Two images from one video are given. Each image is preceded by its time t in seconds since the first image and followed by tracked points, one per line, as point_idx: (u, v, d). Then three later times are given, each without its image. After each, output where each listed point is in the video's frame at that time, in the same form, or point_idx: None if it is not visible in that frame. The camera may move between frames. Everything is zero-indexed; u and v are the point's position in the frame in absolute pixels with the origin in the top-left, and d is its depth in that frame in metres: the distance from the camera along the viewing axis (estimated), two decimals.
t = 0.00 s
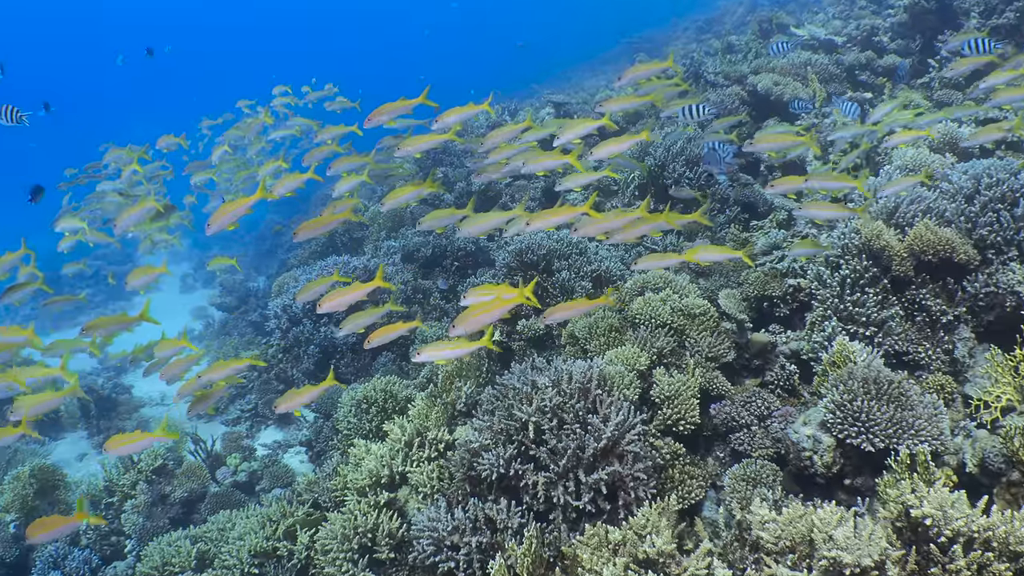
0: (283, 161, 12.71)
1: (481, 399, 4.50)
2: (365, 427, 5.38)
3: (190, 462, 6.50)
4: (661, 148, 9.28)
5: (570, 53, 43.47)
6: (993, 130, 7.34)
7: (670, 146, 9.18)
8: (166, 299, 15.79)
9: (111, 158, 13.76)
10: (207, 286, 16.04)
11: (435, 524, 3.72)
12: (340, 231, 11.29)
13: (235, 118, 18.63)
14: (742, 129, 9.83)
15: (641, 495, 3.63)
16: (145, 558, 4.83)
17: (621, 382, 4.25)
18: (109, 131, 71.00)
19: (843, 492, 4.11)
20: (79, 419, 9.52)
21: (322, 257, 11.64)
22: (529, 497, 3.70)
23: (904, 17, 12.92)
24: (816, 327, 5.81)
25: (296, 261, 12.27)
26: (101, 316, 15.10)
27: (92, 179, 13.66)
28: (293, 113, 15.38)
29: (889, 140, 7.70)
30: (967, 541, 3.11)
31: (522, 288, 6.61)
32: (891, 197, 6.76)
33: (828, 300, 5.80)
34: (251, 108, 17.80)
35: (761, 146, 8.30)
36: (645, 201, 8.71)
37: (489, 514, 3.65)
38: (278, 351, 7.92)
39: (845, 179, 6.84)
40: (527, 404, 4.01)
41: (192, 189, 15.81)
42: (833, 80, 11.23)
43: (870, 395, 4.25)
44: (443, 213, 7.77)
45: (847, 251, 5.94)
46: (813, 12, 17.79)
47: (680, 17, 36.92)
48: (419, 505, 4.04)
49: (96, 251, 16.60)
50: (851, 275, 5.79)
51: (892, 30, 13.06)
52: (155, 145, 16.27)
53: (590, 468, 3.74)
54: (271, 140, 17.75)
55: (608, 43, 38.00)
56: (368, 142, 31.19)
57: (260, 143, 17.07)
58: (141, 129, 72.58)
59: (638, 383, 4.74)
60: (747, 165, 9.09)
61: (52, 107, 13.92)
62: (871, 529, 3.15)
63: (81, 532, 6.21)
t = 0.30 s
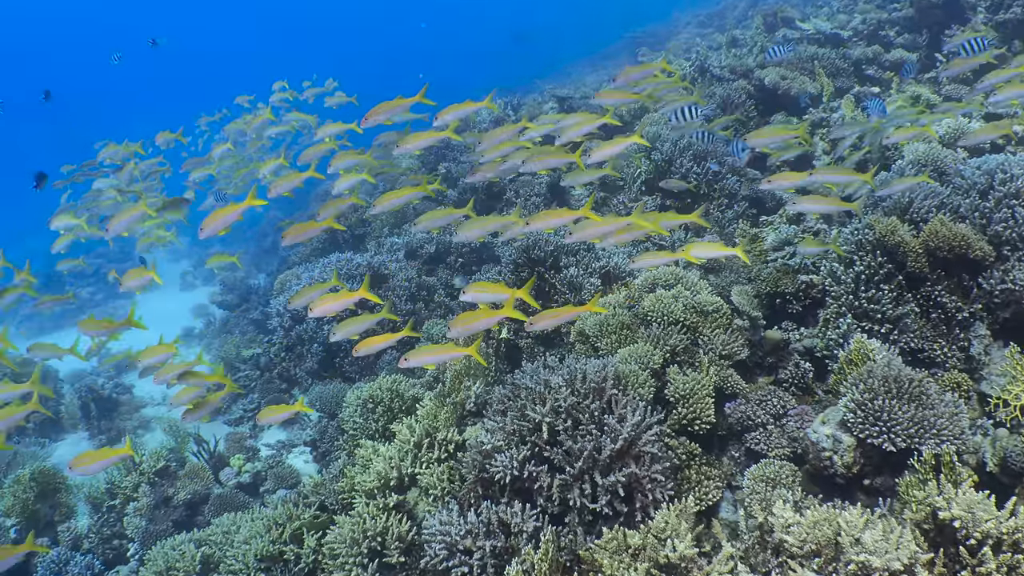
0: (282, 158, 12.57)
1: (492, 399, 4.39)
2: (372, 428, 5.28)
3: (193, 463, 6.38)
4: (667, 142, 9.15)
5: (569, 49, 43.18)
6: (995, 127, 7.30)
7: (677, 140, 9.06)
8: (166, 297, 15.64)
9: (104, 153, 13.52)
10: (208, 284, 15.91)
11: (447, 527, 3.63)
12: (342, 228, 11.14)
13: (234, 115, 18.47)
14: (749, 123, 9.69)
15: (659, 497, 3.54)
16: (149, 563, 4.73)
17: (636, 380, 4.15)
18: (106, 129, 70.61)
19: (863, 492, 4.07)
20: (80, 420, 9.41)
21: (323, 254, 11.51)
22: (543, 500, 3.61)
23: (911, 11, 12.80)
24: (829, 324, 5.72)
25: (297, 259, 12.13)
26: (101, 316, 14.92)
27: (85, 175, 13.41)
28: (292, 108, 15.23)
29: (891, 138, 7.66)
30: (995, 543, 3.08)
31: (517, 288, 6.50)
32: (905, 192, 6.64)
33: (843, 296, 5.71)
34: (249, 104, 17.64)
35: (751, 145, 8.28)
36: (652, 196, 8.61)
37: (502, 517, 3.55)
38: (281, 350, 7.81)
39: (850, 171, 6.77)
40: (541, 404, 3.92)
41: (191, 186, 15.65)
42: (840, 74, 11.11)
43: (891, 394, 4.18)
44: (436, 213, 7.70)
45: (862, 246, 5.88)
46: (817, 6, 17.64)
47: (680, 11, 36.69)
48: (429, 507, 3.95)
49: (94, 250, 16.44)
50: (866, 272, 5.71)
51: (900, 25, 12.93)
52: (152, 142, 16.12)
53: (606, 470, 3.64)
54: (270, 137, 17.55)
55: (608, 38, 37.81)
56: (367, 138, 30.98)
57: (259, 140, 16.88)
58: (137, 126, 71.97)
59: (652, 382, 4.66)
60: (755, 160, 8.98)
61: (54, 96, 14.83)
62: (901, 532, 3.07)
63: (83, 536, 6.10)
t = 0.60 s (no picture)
0: (281, 154, 12.40)
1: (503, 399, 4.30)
2: (378, 427, 5.18)
3: (196, 463, 6.27)
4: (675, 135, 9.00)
5: (570, 43, 42.91)
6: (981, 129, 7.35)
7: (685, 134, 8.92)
8: (166, 294, 15.49)
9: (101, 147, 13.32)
10: (208, 281, 15.78)
11: (461, 531, 3.55)
12: (344, 224, 10.98)
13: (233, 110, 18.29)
14: (756, 116, 9.56)
15: (678, 499, 3.47)
16: (152, 568, 4.63)
17: (652, 379, 4.05)
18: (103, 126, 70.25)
19: (882, 492, 4.02)
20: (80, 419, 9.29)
21: (325, 251, 11.37)
22: (559, 502, 3.53)
23: (917, 5, 12.67)
24: (844, 320, 5.62)
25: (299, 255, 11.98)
26: (100, 313, 14.76)
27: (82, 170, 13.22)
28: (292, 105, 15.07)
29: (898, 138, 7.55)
30: None
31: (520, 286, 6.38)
32: (916, 186, 6.52)
33: (858, 292, 5.62)
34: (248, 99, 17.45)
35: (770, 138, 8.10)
36: (659, 190, 8.49)
37: (517, 520, 3.47)
38: (283, 347, 7.70)
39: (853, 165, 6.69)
40: (555, 404, 3.81)
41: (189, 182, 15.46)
42: (848, 67, 10.98)
43: (913, 392, 4.09)
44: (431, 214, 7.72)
45: (875, 242, 5.73)
46: None
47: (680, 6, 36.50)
48: (441, 510, 3.86)
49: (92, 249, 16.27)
50: (881, 267, 5.59)
51: (907, 18, 12.80)
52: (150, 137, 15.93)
53: (623, 471, 3.56)
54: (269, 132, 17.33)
55: (608, 33, 37.58)
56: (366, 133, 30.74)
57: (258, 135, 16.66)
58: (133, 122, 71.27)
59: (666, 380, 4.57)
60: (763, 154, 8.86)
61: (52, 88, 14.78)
62: (931, 534, 3.01)
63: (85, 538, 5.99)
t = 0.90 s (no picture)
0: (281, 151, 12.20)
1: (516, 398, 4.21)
2: (386, 428, 5.08)
3: (199, 464, 6.15)
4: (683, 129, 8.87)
5: (570, 38, 42.63)
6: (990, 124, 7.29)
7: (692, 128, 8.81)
8: (166, 291, 15.36)
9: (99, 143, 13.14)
10: (208, 278, 15.61)
11: (475, 535, 3.45)
12: (346, 220, 10.82)
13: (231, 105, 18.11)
14: (764, 111, 9.41)
15: (698, 501, 3.39)
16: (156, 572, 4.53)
17: (668, 379, 3.95)
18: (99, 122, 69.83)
19: (903, 491, 3.94)
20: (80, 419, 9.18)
21: (327, 247, 11.24)
22: (575, 505, 3.45)
23: None
24: (859, 317, 5.52)
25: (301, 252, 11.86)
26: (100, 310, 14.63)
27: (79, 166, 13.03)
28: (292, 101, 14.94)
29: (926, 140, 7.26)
30: None
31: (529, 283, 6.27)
32: (930, 181, 6.41)
33: (873, 289, 5.51)
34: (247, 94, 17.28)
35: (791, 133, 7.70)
36: (667, 185, 8.37)
37: (533, 524, 3.39)
38: (286, 345, 7.59)
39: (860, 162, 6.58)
40: (571, 404, 3.71)
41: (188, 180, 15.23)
42: (856, 61, 10.86)
43: (936, 391, 4.01)
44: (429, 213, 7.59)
45: (891, 238, 5.63)
46: None
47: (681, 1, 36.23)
48: (453, 513, 3.77)
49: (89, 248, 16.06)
50: (897, 263, 5.47)
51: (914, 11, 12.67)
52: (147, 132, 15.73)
53: (641, 473, 3.47)
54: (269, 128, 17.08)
55: (608, 27, 37.29)
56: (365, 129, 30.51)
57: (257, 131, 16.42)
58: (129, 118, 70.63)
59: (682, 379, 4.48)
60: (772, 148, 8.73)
61: (47, 85, 14.44)
62: (961, 535, 3.01)
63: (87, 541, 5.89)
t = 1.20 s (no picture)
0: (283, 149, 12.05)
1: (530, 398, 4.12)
2: (393, 428, 4.98)
3: (201, 465, 6.03)
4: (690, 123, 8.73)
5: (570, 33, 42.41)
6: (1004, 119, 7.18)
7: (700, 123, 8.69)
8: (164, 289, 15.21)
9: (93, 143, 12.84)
10: (209, 275, 15.46)
11: (490, 541, 3.37)
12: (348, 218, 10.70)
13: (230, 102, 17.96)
14: (772, 105, 9.25)
15: (718, 504, 3.33)
16: None
17: (685, 378, 3.89)
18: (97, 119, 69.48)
19: (924, 492, 3.86)
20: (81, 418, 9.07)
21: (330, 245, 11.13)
22: (592, 509, 3.38)
23: None
24: (874, 314, 5.43)
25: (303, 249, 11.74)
26: (97, 310, 14.47)
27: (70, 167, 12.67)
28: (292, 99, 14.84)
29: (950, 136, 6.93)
30: None
31: (536, 281, 6.16)
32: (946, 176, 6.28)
33: (889, 285, 5.41)
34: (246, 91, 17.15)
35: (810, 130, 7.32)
36: (675, 182, 8.27)
37: (550, 530, 3.31)
38: (289, 344, 7.47)
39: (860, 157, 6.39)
40: (587, 405, 3.62)
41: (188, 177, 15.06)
42: (864, 55, 10.74)
43: (959, 389, 3.91)
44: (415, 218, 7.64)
45: (906, 234, 5.53)
46: None
47: None
48: (465, 517, 3.68)
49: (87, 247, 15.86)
50: (912, 259, 5.37)
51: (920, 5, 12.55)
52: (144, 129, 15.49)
53: (661, 476, 3.40)
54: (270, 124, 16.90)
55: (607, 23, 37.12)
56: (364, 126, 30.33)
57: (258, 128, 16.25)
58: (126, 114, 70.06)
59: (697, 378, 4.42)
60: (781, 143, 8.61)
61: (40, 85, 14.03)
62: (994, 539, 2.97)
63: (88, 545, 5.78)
